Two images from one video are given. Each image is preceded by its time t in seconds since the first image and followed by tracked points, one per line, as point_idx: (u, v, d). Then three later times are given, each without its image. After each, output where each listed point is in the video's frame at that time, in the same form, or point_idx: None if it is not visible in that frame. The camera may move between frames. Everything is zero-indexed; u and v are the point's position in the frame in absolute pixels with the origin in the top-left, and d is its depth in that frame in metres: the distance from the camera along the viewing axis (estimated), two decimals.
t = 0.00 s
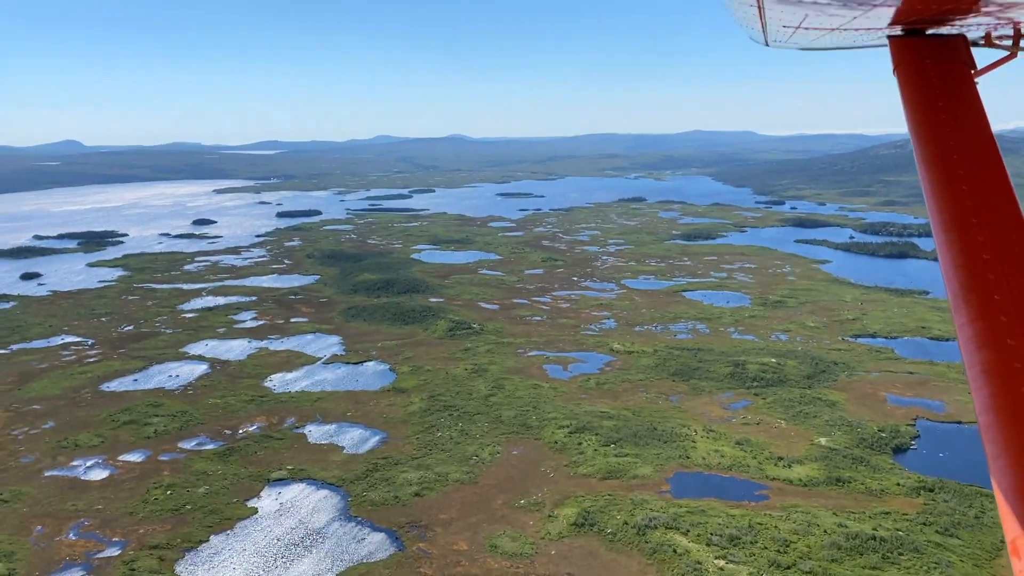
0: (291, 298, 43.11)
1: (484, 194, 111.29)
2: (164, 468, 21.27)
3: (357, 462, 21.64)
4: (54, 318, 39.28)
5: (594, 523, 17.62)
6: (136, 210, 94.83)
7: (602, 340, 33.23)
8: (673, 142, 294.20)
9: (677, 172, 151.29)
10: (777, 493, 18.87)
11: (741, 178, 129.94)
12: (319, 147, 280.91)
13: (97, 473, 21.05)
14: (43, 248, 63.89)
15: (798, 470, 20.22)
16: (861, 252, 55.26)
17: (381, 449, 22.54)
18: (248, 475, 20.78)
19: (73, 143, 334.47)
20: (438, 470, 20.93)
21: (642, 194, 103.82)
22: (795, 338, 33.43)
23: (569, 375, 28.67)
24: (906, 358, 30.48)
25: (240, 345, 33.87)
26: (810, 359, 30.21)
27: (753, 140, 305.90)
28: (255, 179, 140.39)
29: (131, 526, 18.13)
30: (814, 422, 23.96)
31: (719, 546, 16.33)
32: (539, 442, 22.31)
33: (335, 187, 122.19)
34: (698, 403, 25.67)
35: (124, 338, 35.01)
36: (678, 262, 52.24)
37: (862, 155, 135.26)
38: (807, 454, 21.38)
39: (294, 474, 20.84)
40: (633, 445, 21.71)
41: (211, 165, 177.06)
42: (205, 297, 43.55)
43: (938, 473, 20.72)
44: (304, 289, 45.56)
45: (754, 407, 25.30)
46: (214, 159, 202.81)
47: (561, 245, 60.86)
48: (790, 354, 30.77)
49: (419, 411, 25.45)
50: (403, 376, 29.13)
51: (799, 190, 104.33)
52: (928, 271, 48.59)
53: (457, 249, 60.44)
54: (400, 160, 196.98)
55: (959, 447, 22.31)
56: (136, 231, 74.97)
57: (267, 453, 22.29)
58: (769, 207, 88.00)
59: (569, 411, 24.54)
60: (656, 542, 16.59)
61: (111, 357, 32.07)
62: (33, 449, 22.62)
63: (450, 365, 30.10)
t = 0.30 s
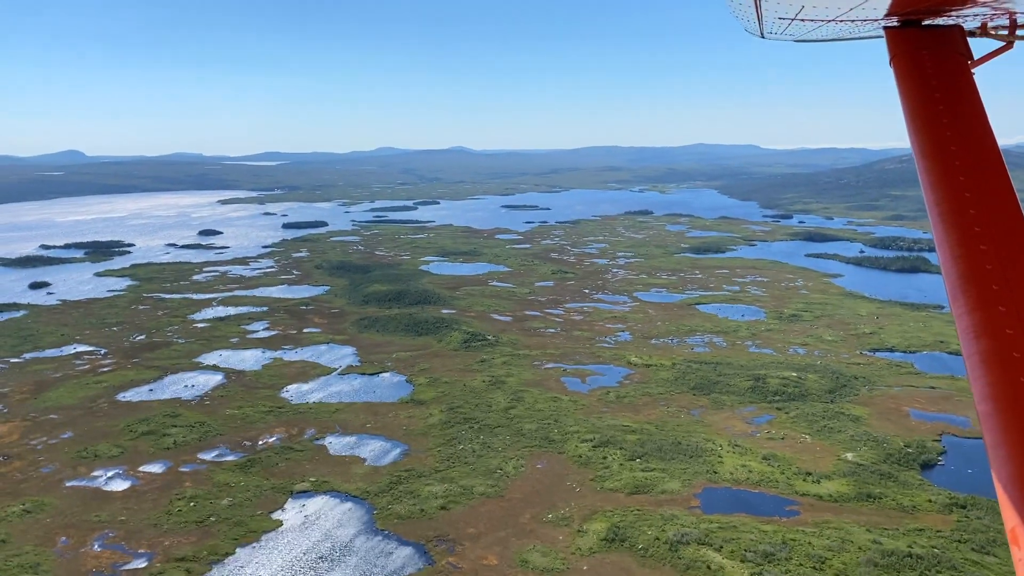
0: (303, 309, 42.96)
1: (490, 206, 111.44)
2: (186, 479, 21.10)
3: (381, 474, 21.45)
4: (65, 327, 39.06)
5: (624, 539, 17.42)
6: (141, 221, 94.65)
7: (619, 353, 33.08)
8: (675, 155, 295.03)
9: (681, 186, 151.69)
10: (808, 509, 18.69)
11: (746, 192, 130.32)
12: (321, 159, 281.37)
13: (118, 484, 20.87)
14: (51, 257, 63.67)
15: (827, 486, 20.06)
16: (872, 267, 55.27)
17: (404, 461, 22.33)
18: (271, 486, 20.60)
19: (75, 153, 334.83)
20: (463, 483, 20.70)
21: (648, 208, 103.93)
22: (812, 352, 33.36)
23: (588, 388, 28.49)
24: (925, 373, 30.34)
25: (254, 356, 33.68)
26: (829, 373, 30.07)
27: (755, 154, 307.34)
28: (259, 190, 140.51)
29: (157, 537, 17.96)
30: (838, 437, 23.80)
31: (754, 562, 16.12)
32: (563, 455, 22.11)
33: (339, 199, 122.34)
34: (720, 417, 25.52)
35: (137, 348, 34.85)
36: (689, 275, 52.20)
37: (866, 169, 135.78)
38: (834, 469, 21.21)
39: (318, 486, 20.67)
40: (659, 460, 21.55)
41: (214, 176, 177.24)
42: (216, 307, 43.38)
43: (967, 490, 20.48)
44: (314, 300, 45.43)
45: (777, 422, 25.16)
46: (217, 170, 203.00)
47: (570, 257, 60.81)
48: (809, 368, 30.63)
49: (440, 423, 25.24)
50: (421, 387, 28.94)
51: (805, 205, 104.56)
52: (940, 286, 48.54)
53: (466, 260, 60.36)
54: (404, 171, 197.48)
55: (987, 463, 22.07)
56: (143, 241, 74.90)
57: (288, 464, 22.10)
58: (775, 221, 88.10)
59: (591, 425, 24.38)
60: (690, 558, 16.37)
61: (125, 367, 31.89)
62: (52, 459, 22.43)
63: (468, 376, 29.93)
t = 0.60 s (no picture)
0: (313, 314, 42.75)
1: (494, 211, 111.39)
2: (209, 487, 20.93)
3: (404, 483, 21.27)
4: (75, 332, 38.83)
5: (656, 550, 17.23)
6: (145, 225, 94.39)
7: (635, 361, 32.92)
8: (677, 161, 295.42)
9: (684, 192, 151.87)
10: (838, 519, 18.54)
11: (750, 198, 130.37)
12: (322, 163, 281.28)
13: (140, 492, 20.71)
14: (56, 261, 63.42)
15: (856, 496, 19.90)
16: (882, 275, 55.22)
17: (427, 470, 22.14)
18: (295, 495, 20.42)
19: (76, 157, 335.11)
20: (488, 492, 20.52)
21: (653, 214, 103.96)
22: (829, 361, 33.26)
23: (606, 396, 28.32)
24: (944, 383, 30.17)
25: (267, 361, 33.48)
26: (849, 382, 29.94)
27: (756, 161, 307.93)
28: (262, 194, 140.34)
29: (183, 546, 17.83)
30: (862, 447, 23.62)
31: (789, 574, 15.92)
32: (587, 465, 21.95)
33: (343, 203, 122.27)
34: (742, 427, 25.42)
35: (150, 353, 34.63)
36: (699, 282, 52.11)
37: (870, 176, 135.92)
38: (861, 479, 21.04)
39: (341, 495, 20.49)
40: (685, 469, 21.40)
41: (216, 180, 177.19)
42: (226, 313, 43.17)
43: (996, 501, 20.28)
44: (325, 305, 45.25)
45: (799, 431, 25.05)
46: (219, 174, 202.94)
47: (578, 263, 60.68)
48: (828, 377, 30.49)
49: (460, 431, 25.06)
50: (439, 395, 28.75)
51: (810, 211, 104.59)
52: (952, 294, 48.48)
53: (474, 266, 60.21)
54: (406, 176, 197.65)
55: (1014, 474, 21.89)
56: (149, 245, 74.69)
57: (310, 472, 21.92)
58: (781, 228, 88.15)
59: (614, 434, 24.24)
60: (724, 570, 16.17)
61: (139, 372, 31.69)
62: (72, 466, 22.25)
63: (485, 384, 29.77)
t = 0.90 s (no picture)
0: (327, 322, 42.84)
1: (500, 220, 111.65)
2: (233, 495, 20.90)
3: (429, 491, 21.25)
4: (90, 339, 38.84)
5: (686, 559, 17.16)
6: (153, 232, 94.54)
7: (652, 369, 32.92)
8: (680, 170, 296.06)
9: (688, 201, 152.24)
10: (867, 530, 18.50)
11: (755, 208, 130.74)
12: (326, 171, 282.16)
13: (165, 499, 20.68)
14: (67, 269, 63.49)
15: (883, 506, 19.82)
16: (893, 284, 55.33)
17: (451, 478, 22.13)
18: (320, 503, 20.41)
19: (81, 165, 337.01)
20: (513, 501, 20.49)
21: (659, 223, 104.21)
22: (846, 370, 33.23)
23: (626, 405, 28.34)
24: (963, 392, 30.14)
25: (284, 369, 33.54)
26: (867, 392, 29.91)
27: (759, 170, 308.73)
28: (268, 203, 140.74)
29: (211, 554, 17.81)
30: (885, 457, 23.55)
31: None
32: (611, 474, 21.92)
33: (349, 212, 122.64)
34: (763, 436, 25.40)
35: (166, 360, 34.63)
36: (710, 292, 52.18)
37: (876, 186, 136.37)
38: (886, 489, 20.94)
39: (367, 503, 20.50)
40: (710, 479, 21.37)
41: (221, 188, 177.75)
42: (239, 321, 43.23)
43: None
44: (338, 313, 45.30)
45: (821, 440, 25.02)
46: (224, 181, 203.46)
47: (588, 272, 60.81)
48: (846, 387, 30.47)
49: (482, 439, 25.07)
50: (457, 403, 28.78)
51: (816, 221, 104.91)
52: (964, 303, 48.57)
53: (485, 274, 60.35)
54: (410, 185, 198.29)
55: None
56: (158, 253, 74.81)
57: (334, 480, 21.93)
58: (789, 237, 88.33)
59: (636, 442, 24.23)
60: None
61: (156, 379, 31.68)
62: (95, 473, 22.21)
63: (503, 392, 29.77)
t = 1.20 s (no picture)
0: (339, 324, 42.83)
1: (505, 222, 111.76)
2: (257, 498, 20.89)
3: (452, 494, 21.22)
4: (103, 341, 38.82)
5: (715, 563, 17.09)
6: (158, 234, 94.58)
7: (668, 372, 32.90)
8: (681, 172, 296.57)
9: (692, 204, 152.39)
10: (895, 534, 18.43)
11: (759, 210, 130.81)
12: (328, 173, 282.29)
13: (189, 502, 20.67)
14: (75, 271, 63.48)
15: (910, 510, 19.78)
16: (903, 287, 55.40)
17: (474, 481, 22.09)
18: (345, 506, 20.40)
19: (82, 167, 337.28)
20: (538, 504, 20.42)
21: (665, 226, 104.34)
22: (862, 374, 33.23)
23: (644, 408, 28.33)
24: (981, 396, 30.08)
25: (299, 371, 33.53)
26: (885, 395, 29.89)
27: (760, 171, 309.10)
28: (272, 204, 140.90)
29: (239, 557, 17.79)
30: (906, 460, 23.49)
31: None
32: (635, 477, 21.86)
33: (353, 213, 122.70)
34: (783, 439, 25.40)
35: (180, 363, 34.63)
36: (720, 294, 52.24)
37: (880, 188, 136.50)
38: (910, 493, 20.86)
39: (392, 506, 20.48)
40: (733, 482, 21.31)
41: (224, 189, 177.97)
42: (251, 323, 43.23)
43: None
44: (349, 315, 45.30)
45: (841, 443, 25.00)
46: (227, 182, 203.82)
47: (596, 275, 60.88)
48: (863, 390, 30.45)
49: (502, 442, 25.04)
50: (475, 406, 28.75)
51: (821, 224, 105.01)
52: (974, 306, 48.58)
53: (493, 276, 60.36)
54: (412, 187, 198.40)
55: None
56: (165, 254, 74.88)
57: (357, 483, 21.91)
58: (795, 240, 88.42)
59: (658, 445, 24.21)
60: None
61: (172, 382, 31.67)
62: (117, 476, 22.20)
63: (521, 395, 29.75)
